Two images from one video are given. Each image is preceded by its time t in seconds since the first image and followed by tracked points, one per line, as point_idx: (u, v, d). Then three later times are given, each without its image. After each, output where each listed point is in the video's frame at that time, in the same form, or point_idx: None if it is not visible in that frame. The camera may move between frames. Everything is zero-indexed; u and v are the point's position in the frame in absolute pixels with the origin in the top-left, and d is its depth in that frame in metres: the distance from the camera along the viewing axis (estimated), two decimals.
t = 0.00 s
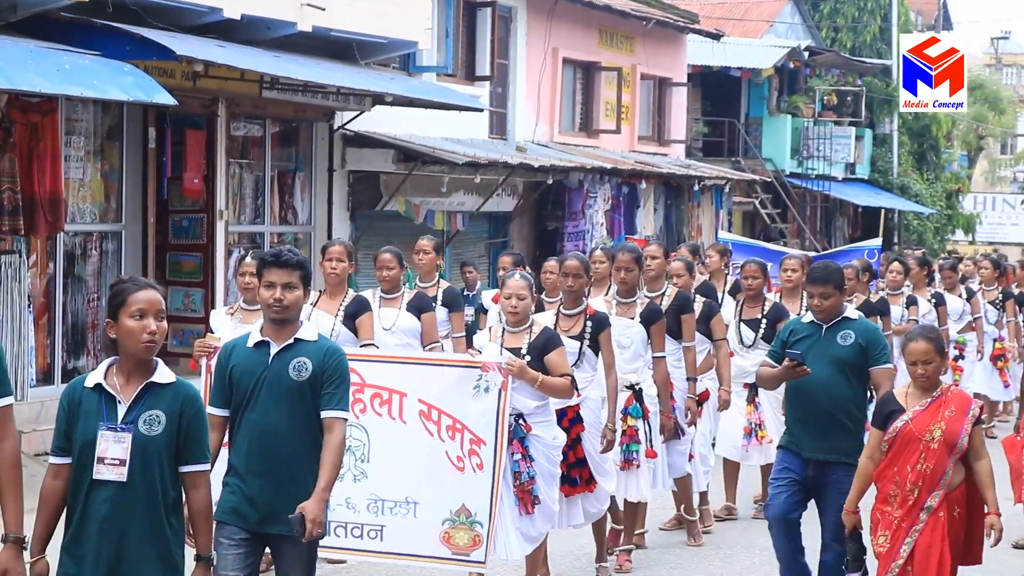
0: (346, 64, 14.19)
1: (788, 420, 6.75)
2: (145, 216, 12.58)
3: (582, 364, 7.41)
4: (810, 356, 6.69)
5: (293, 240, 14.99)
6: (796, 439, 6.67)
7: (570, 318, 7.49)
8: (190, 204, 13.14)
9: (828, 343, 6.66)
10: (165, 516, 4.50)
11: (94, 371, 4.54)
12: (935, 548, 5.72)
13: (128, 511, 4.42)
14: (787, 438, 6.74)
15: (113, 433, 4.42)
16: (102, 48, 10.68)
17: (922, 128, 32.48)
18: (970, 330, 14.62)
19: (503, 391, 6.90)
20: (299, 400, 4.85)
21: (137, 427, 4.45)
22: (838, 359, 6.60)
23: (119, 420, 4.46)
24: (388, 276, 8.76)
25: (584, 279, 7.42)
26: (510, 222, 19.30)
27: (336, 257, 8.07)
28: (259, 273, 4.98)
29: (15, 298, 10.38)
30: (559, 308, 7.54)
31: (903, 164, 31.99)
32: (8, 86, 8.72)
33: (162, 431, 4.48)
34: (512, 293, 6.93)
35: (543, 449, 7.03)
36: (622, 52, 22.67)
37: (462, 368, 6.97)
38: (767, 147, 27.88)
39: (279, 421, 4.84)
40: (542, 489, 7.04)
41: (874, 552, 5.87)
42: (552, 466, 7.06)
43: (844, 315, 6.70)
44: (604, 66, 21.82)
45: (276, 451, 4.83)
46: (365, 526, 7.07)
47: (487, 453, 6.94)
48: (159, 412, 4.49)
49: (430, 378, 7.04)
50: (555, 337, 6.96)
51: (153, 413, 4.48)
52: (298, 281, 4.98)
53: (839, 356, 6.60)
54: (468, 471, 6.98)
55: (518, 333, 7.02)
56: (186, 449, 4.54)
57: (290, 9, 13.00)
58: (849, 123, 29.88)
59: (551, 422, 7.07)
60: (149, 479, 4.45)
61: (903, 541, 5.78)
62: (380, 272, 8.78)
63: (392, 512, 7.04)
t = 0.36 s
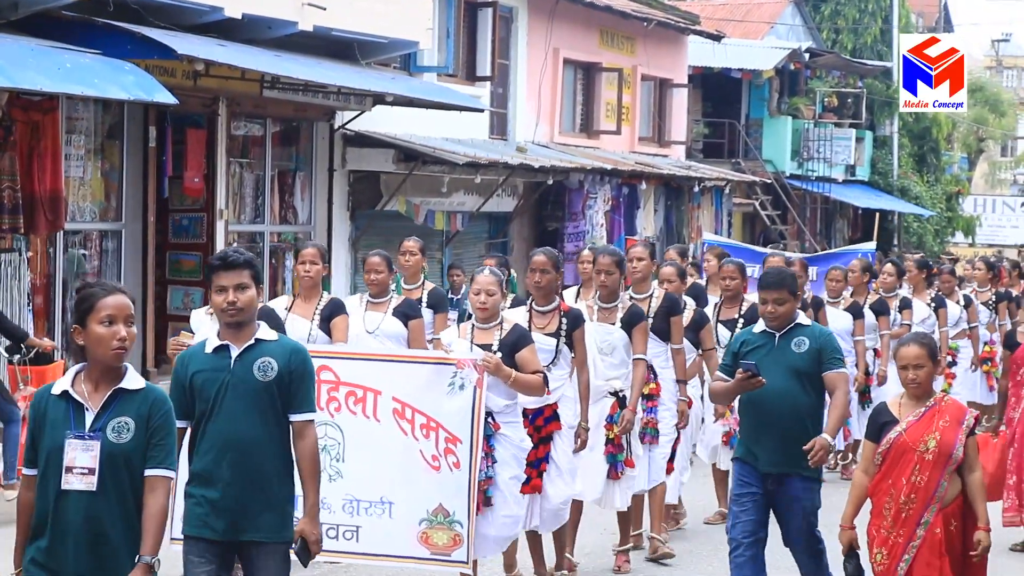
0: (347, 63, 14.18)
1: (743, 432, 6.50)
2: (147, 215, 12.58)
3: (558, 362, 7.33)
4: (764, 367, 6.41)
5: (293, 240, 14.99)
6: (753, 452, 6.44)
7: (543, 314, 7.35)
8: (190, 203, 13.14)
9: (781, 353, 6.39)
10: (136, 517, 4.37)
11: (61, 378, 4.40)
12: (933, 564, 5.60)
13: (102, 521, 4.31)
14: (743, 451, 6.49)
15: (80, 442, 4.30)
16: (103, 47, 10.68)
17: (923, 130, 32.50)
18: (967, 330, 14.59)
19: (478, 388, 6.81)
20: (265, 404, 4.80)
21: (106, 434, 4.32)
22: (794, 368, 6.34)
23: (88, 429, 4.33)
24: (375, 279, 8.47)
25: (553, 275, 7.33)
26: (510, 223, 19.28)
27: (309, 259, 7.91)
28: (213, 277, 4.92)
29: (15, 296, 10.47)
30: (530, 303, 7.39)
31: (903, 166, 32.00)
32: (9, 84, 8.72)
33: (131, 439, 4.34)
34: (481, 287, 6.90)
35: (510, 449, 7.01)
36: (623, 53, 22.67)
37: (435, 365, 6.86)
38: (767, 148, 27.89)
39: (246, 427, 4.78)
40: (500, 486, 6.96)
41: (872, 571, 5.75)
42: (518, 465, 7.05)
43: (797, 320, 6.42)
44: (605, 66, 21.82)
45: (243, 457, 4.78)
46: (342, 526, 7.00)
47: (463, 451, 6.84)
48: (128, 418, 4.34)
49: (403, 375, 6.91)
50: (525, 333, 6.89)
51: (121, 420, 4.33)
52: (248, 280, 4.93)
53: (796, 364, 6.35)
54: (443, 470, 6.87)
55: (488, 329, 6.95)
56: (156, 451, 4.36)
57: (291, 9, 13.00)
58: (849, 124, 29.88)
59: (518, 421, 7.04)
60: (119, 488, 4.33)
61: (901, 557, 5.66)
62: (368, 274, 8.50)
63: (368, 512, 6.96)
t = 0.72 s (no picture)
0: (347, 67, 14.19)
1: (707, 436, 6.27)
2: (146, 219, 12.58)
3: (542, 372, 7.24)
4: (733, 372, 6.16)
5: (292, 243, 14.99)
6: (713, 461, 6.23)
7: (530, 323, 7.22)
8: (189, 206, 13.16)
9: (752, 360, 6.14)
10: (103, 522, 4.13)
11: (12, 382, 4.11)
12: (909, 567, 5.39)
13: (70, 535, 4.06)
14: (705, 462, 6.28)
15: (42, 447, 4.02)
16: (103, 50, 10.67)
17: (922, 133, 32.53)
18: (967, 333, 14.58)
19: (459, 399, 6.54)
20: (240, 415, 4.60)
21: (67, 438, 4.07)
22: (766, 376, 6.10)
23: (47, 433, 4.05)
24: (355, 284, 8.15)
25: (538, 282, 7.13)
26: (510, 226, 19.28)
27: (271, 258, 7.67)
28: (186, 281, 4.72)
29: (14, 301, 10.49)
30: (518, 312, 7.25)
31: (903, 169, 32.02)
32: (9, 88, 8.72)
33: (93, 440, 4.10)
34: (463, 295, 6.61)
35: (493, 460, 6.65)
36: (622, 56, 22.68)
37: (415, 376, 6.63)
38: (767, 151, 27.88)
39: (220, 438, 4.56)
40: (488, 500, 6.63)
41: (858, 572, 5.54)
42: (500, 478, 6.69)
43: (767, 327, 6.17)
44: (605, 69, 21.82)
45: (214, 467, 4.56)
46: (317, 540, 6.83)
47: (443, 464, 6.59)
48: (88, 419, 4.10)
49: (381, 387, 6.70)
50: (509, 342, 6.61)
51: (82, 421, 4.09)
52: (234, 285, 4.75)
53: (767, 372, 6.10)
54: (422, 482, 6.64)
55: (470, 338, 6.65)
56: (121, 454, 4.16)
57: (290, 12, 13.00)
58: (849, 127, 29.90)
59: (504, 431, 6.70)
60: (86, 491, 4.08)
61: (880, 558, 5.46)
62: (348, 280, 8.17)
63: (342, 526, 6.77)
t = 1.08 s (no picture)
0: (343, 71, 14.19)
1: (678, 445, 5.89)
2: (142, 223, 12.54)
3: (526, 377, 7.21)
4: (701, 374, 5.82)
5: (288, 247, 14.99)
6: (685, 466, 5.81)
7: (515, 327, 7.22)
8: (185, 211, 13.08)
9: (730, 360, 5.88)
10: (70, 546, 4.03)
11: None
12: None
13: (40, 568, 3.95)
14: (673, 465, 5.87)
15: (10, 464, 3.93)
16: (100, 55, 10.68)
17: (918, 138, 32.54)
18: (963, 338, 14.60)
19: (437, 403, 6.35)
20: (216, 433, 4.45)
21: (36, 456, 3.96)
22: (734, 379, 5.74)
23: (17, 449, 3.96)
24: (319, 287, 8.25)
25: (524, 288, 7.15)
26: (506, 231, 19.27)
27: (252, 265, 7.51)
28: (179, 290, 4.57)
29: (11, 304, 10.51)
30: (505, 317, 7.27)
31: (899, 174, 32.05)
32: (5, 92, 8.73)
33: (63, 461, 3.99)
34: (448, 299, 6.60)
35: (473, 467, 6.56)
36: (618, 61, 22.68)
37: (393, 379, 6.37)
38: (764, 157, 27.72)
39: (195, 455, 4.43)
40: (464, 506, 6.52)
41: None
42: (481, 484, 6.59)
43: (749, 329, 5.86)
44: (601, 74, 21.84)
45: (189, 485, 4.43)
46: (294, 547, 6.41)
47: (421, 468, 6.35)
48: (60, 439, 4.00)
49: (362, 392, 6.39)
50: (493, 349, 6.57)
51: (53, 440, 3.99)
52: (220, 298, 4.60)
53: (734, 373, 5.74)
54: (401, 488, 6.36)
55: (454, 343, 6.62)
56: (90, 484, 4.07)
57: (286, 17, 13.00)
58: (845, 132, 29.94)
59: (484, 437, 6.58)
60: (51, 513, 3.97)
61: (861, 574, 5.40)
62: (311, 283, 8.27)
63: (321, 533, 6.39)
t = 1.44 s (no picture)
0: (346, 76, 14.20)
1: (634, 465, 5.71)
2: (145, 227, 12.56)
3: (510, 387, 7.14)
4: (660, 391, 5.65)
5: (291, 252, 14.98)
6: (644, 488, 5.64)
7: (497, 336, 7.14)
8: (189, 214, 13.02)
9: (681, 376, 5.60)
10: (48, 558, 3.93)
11: None
12: None
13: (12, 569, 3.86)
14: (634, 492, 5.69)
15: None
16: (104, 59, 10.67)
17: (920, 144, 32.51)
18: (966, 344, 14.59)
19: (417, 415, 6.49)
20: (202, 436, 4.33)
21: (17, 465, 3.86)
22: (696, 396, 5.55)
23: None
24: (305, 296, 8.34)
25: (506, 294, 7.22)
26: (509, 236, 19.27)
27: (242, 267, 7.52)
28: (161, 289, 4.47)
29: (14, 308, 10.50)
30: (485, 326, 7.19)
31: (901, 180, 32.04)
32: (8, 96, 8.72)
33: (45, 470, 3.89)
34: (430, 308, 6.56)
35: (460, 480, 6.63)
36: (621, 66, 22.67)
37: (375, 391, 6.53)
38: (767, 163, 27.75)
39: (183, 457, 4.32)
40: (454, 523, 6.63)
41: None
42: (471, 498, 6.66)
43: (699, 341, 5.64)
44: (603, 80, 21.84)
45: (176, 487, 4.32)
46: (271, 562, 6.49)
47: (401, 482, 6.49)
48: (41, 448, 3.90)
49: (342, 402, 6.56)
50: (476, 358, 6.58)
51: (34, 449, 3.89)
52: (203, 296, 4.46)
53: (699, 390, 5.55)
54: (380, 503, 6.50)
55: (436, 352, 6.64)
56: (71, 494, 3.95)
57: (289, 21, 13.00)
58: (847, 138, 29.96)
59: (471, 451, 6.66)
60: (29, 526, 3.88)
61: None
62: (297, 292, 8.35)
63: (299, 546, 6.49)
